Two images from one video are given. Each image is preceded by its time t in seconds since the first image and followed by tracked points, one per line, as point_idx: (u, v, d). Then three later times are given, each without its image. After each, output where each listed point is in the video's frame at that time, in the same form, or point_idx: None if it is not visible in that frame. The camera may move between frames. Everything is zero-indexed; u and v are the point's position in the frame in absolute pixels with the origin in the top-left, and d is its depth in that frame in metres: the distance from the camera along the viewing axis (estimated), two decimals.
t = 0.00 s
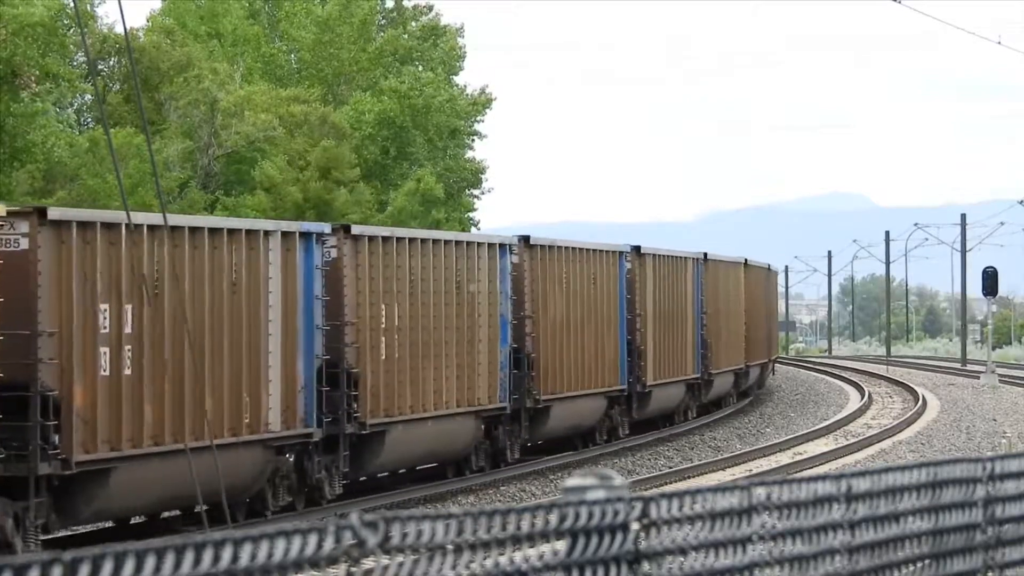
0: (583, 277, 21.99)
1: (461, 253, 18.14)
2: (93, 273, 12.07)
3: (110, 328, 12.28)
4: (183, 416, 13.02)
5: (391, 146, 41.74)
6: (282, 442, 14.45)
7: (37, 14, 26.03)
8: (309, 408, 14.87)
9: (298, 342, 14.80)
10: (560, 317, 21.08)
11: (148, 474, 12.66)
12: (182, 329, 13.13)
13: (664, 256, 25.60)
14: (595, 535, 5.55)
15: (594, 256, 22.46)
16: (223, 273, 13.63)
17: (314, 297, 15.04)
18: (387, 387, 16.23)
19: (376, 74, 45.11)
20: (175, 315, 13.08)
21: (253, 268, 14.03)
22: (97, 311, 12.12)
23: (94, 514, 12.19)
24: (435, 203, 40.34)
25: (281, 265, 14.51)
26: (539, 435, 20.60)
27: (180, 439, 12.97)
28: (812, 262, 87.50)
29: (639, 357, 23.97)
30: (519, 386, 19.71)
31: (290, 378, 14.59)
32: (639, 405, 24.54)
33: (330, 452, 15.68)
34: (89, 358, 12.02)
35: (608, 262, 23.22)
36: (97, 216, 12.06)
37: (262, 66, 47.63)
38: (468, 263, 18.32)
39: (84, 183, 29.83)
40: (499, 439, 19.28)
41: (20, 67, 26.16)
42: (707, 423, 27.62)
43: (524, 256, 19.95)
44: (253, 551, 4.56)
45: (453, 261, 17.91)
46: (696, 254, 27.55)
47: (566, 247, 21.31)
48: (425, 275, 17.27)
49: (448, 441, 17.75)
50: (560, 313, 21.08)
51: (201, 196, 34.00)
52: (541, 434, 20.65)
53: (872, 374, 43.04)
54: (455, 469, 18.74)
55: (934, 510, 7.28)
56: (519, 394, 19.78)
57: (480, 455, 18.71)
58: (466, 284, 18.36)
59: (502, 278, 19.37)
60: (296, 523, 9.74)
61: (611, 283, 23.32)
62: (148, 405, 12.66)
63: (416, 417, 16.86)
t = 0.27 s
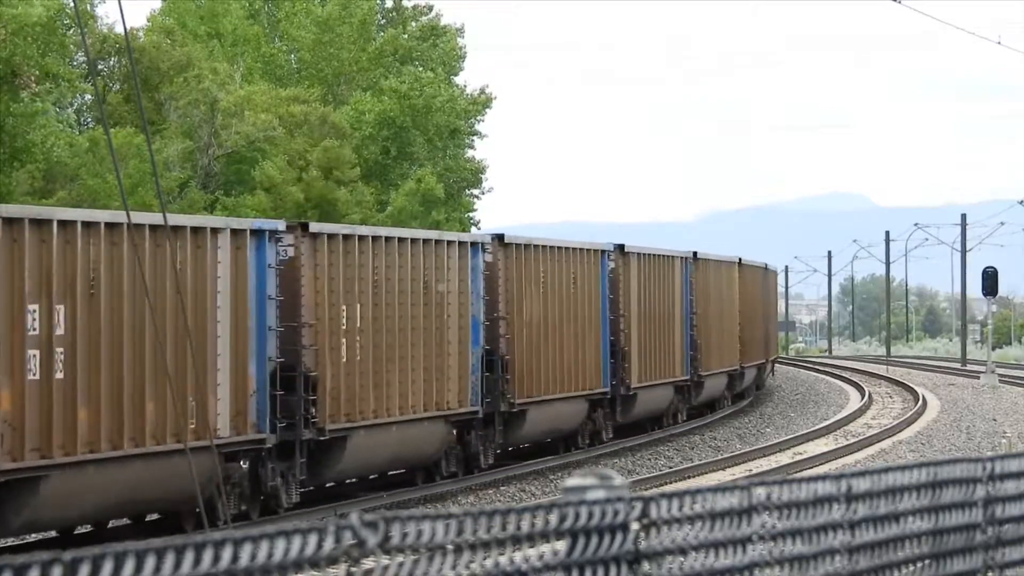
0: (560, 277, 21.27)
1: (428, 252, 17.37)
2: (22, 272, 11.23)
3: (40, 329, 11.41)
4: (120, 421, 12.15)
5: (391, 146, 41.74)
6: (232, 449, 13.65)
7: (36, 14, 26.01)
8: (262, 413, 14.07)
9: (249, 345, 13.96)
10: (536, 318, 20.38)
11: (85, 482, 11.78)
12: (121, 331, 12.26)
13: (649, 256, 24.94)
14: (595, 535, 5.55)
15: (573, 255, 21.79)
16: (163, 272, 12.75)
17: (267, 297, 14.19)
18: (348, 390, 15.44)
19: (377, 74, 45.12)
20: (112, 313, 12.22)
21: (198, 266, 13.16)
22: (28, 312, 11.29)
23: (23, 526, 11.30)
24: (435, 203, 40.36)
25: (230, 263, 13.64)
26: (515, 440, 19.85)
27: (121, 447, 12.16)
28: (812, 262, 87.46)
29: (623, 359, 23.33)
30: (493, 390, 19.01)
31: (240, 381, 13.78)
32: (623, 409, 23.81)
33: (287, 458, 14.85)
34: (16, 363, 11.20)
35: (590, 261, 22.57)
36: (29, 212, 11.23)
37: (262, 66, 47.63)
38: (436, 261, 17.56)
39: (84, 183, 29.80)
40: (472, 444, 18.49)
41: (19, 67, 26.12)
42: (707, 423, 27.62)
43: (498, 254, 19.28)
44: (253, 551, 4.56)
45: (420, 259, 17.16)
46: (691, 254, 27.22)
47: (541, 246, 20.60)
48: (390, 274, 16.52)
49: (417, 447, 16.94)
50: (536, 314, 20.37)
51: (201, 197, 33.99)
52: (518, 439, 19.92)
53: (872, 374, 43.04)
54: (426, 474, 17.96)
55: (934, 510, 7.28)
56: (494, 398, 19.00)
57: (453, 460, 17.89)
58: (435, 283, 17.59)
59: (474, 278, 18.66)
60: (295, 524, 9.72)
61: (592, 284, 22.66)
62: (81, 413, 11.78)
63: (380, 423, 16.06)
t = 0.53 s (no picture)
0: (535, 276, 20.53)
1: (390, 252, 16.62)
2: None
3: None
4: (49, 430, 11.45)
5: (391, 146, 41.71)
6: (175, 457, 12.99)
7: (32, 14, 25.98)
8: (209, 419, 13.39)
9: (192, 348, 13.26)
10: (509, 319, 19.65)
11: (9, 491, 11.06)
12: (55, 330, 11.59)
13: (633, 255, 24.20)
14: (595, 535, 5.55)
15: (551, 253, 21.07)
16: (103, 269, 12.09)
17: (214, 297, 13.53)
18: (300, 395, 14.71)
19: (377, 74, 45.11)
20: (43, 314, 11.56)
21: (140, 264, 12.49)
22: None
23: None
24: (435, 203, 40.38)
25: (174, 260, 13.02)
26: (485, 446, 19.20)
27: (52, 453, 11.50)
28: (812, 262, 87.34)
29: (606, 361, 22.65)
30: (463, 393, 18.28)
31: (186, 384, 13.09)
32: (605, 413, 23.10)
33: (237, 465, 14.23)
34: None
35: (569, 260, 21.84)
36: None
37: (262, 66, 47.61)
38: (401, 260, 16.85)
39: (84, 184, 29.78)
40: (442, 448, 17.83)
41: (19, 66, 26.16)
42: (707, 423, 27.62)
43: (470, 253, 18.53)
44: (253, 551, 4.56)
45: (382, 259, 16.46)
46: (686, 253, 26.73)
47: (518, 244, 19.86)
48: (348, 273, 15.84)
49: (380, 453, 16.26)
50: (509, 315, 19.63)
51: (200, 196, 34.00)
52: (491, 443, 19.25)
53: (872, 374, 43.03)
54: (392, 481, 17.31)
55: (934, 510, 7.28)
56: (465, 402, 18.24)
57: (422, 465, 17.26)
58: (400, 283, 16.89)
59: (442, 278, 17.93)
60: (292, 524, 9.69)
61: (572, 284, 21.94)
62: (7, 414, 11.12)
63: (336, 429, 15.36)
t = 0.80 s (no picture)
0: (511, 275, 19.64)
1: (351, 250, 15.78)
2: None
3: None
4: None
5: (392, 146, 41.71)
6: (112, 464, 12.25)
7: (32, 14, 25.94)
8: (151, 424, 12.62)
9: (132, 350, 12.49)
10: (482, 320, 18.80)
11: None
12: None
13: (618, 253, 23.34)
14: (595, 535, 5.55)
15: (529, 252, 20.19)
16: (32, 269, 11.38)
17: (156, 296, 12.78)
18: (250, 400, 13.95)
19: (376, 75, 45.11)
20: None
21: (73, 262, 11.78)
22: None
23: None
24: (435, 204, 40.38)
25: (112, 257, 12.25)
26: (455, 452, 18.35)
27: None
28: (812, 263, 87.24)
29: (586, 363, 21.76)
30: (431, 396, 17.53)
31: (123, 389, 12.34)
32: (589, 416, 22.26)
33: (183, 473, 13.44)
34: None
35: (549, 259, 20.96)
36: None
37: (262, 67, 47.62)
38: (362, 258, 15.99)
39: (84, 184, 29.77)
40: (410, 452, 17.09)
41: (19, 66, 26.17)
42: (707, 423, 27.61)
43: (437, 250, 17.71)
44: (253, 551, 4.56)
45: (341, 257, 15.60)
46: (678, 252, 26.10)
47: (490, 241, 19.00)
48: (305, 271, 15.01)
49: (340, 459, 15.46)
50: (482, 315, 18.77)
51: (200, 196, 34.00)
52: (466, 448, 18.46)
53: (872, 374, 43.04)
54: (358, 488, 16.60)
55: (934, 510, 7.28)
56: (435, 405, 17.51)
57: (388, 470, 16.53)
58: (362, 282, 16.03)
59: (409, 277, 17.07)
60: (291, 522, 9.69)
61: (553, 283, 21.06)
62: None
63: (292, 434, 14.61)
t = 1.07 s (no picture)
0: (485, 276, 18.85)
1: (307, 249, 14.98)
2: None
3: None
4: None
5: (391, 146, 41.71)
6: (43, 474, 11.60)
7: (32, 14, 25.93)
8: (86, 432, 11.95)
9: (66, 355, 11.80)
10: (452, 322, 18.01)
11: None
12: None
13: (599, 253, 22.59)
14: (595, 535, 5.55)
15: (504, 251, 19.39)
16: None
17: (92, 298, 12.03)
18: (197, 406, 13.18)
19: (376, 75, 45.12)
20: None
21: None
22: None
23: None
24: (435, 203, 40.37)
25: (44, 259, 11.54)
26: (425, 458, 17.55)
27: None
28: (812, 262, 87.18)
29: (567, 364, 21.06)
30: (397, 400, 16.74)
31: (56, 396, 11.69)
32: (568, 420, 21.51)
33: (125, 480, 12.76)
34: None
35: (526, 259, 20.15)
36: None
37: (262, 66, 47.64)
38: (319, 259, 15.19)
39: (84, 183, 29.77)
40: (376, 458, 16.34)
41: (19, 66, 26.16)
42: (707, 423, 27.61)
43: (404, 249, 16.96)
44: (253, 551, 4.56)
45: (298, 256, 14.82)
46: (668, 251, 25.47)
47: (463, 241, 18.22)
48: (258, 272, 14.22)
49: (295, 466, 14.72)
50: (451, 318, 17.98)
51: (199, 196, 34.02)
52: (437, 454, 17.69)
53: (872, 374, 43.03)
54: (317, 496, 15.85)
55: (934, 510, 7.29)
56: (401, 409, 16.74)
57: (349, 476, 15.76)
58: (319, 282, 15.23)
59: (372, 276, 16.21)
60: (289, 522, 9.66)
61: (530, 284, 20.24)
62: None
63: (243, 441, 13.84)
